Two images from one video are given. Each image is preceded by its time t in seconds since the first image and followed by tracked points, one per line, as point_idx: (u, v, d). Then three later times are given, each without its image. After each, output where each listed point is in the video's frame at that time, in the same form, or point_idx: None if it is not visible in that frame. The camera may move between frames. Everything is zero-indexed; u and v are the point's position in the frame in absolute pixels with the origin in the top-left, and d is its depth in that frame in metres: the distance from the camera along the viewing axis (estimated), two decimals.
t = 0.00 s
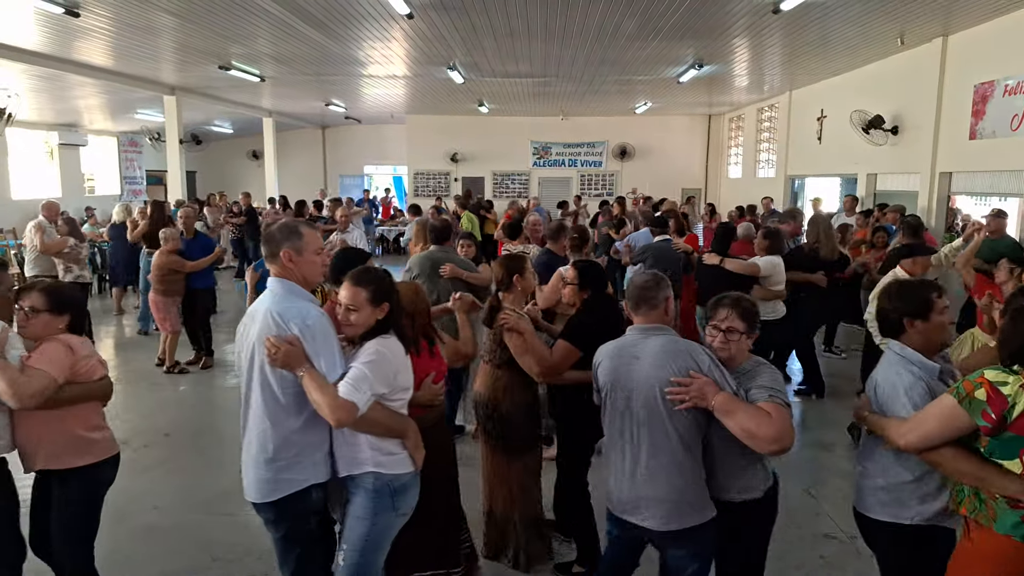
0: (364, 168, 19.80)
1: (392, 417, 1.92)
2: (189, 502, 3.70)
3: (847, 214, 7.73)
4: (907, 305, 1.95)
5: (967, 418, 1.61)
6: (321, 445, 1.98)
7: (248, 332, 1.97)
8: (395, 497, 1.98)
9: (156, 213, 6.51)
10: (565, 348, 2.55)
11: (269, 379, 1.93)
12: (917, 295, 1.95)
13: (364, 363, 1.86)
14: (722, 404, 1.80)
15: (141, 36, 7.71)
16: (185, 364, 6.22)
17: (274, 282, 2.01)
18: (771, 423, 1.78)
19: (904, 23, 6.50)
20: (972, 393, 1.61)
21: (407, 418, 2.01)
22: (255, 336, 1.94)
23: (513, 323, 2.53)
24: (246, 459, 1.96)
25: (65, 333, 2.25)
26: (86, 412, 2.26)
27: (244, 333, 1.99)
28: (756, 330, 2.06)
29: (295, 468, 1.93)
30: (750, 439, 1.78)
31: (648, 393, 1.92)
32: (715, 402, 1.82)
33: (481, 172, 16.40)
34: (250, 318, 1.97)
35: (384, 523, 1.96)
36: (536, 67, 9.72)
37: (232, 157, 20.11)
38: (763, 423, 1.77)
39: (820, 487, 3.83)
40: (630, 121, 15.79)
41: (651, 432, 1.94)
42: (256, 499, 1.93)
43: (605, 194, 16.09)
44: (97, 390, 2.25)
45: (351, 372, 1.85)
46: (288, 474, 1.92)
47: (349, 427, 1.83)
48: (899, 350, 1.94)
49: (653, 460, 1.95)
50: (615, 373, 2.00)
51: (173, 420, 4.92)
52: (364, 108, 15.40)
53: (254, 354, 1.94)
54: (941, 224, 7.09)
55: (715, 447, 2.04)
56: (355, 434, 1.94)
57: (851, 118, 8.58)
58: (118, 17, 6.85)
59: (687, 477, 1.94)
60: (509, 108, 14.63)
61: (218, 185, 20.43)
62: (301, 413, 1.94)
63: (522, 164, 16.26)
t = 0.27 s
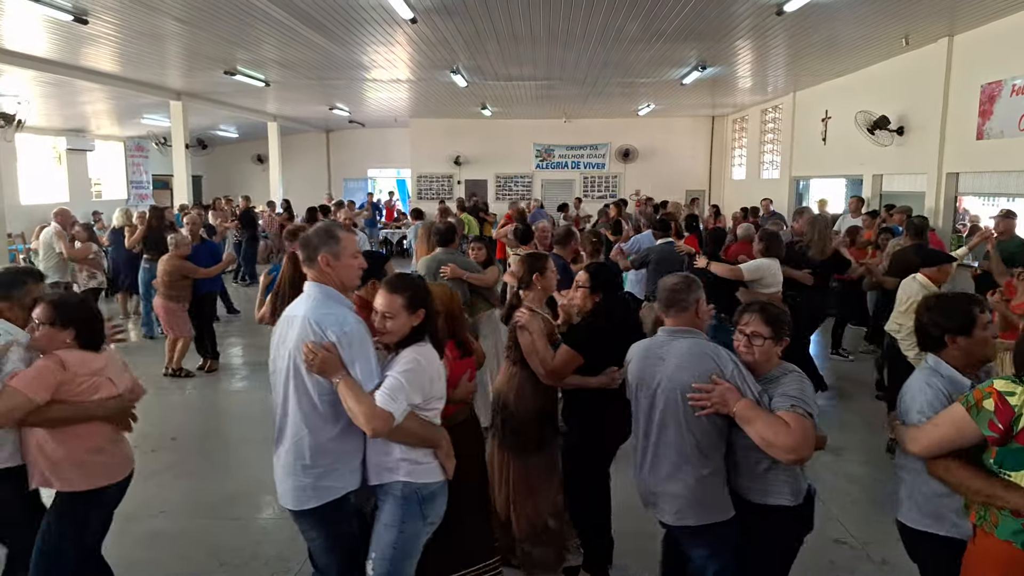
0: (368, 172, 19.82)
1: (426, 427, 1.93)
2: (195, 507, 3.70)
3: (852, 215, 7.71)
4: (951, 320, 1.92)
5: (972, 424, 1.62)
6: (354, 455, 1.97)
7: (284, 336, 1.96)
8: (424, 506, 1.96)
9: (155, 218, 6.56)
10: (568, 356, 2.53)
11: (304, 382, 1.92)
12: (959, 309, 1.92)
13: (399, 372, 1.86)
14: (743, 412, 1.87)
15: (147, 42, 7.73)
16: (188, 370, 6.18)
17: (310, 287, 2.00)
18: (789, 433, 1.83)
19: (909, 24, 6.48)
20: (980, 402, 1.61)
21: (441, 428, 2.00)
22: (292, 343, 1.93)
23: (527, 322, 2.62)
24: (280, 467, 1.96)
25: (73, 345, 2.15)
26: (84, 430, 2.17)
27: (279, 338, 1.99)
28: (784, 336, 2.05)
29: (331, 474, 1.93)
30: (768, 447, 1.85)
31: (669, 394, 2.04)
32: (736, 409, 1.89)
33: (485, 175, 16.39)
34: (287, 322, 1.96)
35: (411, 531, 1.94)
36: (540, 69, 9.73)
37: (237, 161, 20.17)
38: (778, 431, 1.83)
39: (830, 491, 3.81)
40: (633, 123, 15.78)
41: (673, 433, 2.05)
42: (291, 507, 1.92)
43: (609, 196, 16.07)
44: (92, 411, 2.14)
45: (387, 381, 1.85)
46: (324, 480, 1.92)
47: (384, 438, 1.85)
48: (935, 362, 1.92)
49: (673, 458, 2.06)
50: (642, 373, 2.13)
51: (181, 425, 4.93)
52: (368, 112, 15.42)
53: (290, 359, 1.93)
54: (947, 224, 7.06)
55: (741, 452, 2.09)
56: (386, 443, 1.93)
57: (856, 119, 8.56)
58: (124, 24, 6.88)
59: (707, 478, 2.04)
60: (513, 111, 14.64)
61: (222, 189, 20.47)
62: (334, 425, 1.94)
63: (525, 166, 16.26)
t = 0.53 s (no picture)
0: (372, 175, 19.85)
1: (458, 448, 1.85)
2: (205, 512, 3.72)
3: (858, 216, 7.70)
4: (1001, 309, 1.94)
5: (973, 396, 1.79)
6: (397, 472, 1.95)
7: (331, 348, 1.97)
8: (462, 531, 1.93)
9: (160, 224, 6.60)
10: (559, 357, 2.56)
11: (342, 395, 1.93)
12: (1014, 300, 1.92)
13: (429, 395, 1.79)
14: (768, 401, 2.04)
15: (152, 47, 7.77)
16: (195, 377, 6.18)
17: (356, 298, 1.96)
18: (813, 426, 1.99)
19: (914, 24, 6.47)
20: (982, 375, 1.78)
21: (482, 450, 1.94)
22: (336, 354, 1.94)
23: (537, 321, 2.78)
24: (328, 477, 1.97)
25: (65, 368, 1.92)
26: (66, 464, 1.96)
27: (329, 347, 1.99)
28: (816, 330, 2.19)
29: (377, 486, 1.91)
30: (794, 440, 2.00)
31: (703, 379, 2.25)
32: (761, 399, 2.06)
33: (490, 178, 16.40)
34: (334, 333, 1.96)
35: (452, 558, 1.92)
36: (544, 72, 9.73)
37: (242, 165, 20.22)
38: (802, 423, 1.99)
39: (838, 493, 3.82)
40: (638, 125, 15.76)
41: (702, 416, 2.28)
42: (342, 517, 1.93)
43: (614, 198, 16.06)
44: (69, 445, 1.92)
45: (415, 402, 1.79)
46: (369, 493, 1.91)
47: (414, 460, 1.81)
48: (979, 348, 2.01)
49: (700, 439, 2.30)
50: (678, 356, 2.35)
51: (189, 429, 4.95)
52: (373, 116, 15.46)
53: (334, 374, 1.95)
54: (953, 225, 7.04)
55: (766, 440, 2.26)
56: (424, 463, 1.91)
57: (861, 120, 8.55)
58: (130, 30, 6.92)
59: (733, 459, 2.26)
60: (517, 114, 14.65)
61: (227, 193, 20.52)
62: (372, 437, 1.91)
63: (530, 169, 16.27)
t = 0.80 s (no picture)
0: (373, 176, 19.85)
1: (479, 464, 1.75)
2: (205, 514, 3.70)
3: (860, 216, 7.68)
4: None
5: (987, 368, 1.84)
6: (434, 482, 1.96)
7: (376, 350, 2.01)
8: (482, 554, 1.83)
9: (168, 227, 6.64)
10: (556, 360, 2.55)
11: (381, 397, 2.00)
12: None
13: (441, 405, 1.69)
14: (792, 391, 2.06)
15: (151, 48, 7.75)
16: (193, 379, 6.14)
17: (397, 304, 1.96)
18: (837, 415, 2.02)
19: (916, 24, 6.45)
20: (1000, 351, 1.82)
21: (513, 465, 1.81)
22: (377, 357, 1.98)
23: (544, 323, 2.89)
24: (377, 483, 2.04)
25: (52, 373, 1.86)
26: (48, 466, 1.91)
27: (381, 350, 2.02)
28: (836, 323, 2.21)
29: (414, 494, 1.94)
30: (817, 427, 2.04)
31: (726, 372, 2.27)
32: (785, 389, 2.08)
33: (490, 179, 16.40)
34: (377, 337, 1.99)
35: None
36: (544, 73, 9.71)
37: (242, 166, 20.23)
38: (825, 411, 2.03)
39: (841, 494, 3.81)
40: (639, 126, 15.75)
41: (724, 407, 2.29)
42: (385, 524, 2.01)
43: (614, 200, 16.06)
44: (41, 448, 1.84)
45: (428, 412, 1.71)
46: (407, 502, 1.95)
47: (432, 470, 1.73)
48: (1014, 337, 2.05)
49: (722, 430, 2.31)
50: (700, 350, 2.37)
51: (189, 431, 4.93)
52: (374, 117, 15.46)
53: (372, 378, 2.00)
54: (955, 226, 7.02)
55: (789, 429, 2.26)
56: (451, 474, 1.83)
57: (862, 121, 8.53)
58: (130, 30, 6.91)
59: (755, 450, 2.28)
60: (517, 115, 14.64)
61: (228, 194, 20.53)
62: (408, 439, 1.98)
63: (531, 170, 16.26)
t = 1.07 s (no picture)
0: (373, 178, 19.84)
1: (483, 479, 1.65)
2: (207, 517, 3.69)
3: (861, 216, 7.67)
4: None
5: (985, 356, 1.95)
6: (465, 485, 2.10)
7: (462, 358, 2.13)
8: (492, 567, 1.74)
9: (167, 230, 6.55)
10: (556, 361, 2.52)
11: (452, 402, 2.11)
12: None
13: (442, 414, 1.64)
14: (818, 394, 2.11)
15: (152, 50, 7.75)
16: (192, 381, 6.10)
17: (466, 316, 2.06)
18: (865, 412, 2.08)
19: (918, 23, 6.44)
20: (1001, 342, 1.93)
21: (522, 484, 1.68)
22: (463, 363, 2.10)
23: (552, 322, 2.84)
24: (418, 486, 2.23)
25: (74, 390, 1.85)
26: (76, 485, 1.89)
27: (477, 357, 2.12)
28: (848, 321, 2.27)
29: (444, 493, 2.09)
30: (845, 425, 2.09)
31: (749, 376, 2.26)
32: (811, 392, 2.12)
33: (491, 180, 16.39)
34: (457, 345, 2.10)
35: None
36: (545, 73, 9.70)
37: (243, 168, 20.22)
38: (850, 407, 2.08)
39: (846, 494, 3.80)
40: (639, 126, 15.74)
41: (747, 410, 2.28)
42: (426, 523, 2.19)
43: (615, 200, 16.05)
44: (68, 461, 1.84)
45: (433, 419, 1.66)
46: (438, 501, 2.10)
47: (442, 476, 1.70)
48: None
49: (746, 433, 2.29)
50: (718, 356, 2.36)
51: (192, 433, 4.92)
52: (374, 118, 15.46)
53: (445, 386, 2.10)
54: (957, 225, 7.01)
55: (809, 430, 2.26)
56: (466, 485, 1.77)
57: (864, 120, 8.52)
58: (130, 32, 6.90)
59: (778, 452, 2.25)
60: (518, 116, 14.64)
61: (229, 196, 20.52)
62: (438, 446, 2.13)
63: (531, 171, 16.25)
